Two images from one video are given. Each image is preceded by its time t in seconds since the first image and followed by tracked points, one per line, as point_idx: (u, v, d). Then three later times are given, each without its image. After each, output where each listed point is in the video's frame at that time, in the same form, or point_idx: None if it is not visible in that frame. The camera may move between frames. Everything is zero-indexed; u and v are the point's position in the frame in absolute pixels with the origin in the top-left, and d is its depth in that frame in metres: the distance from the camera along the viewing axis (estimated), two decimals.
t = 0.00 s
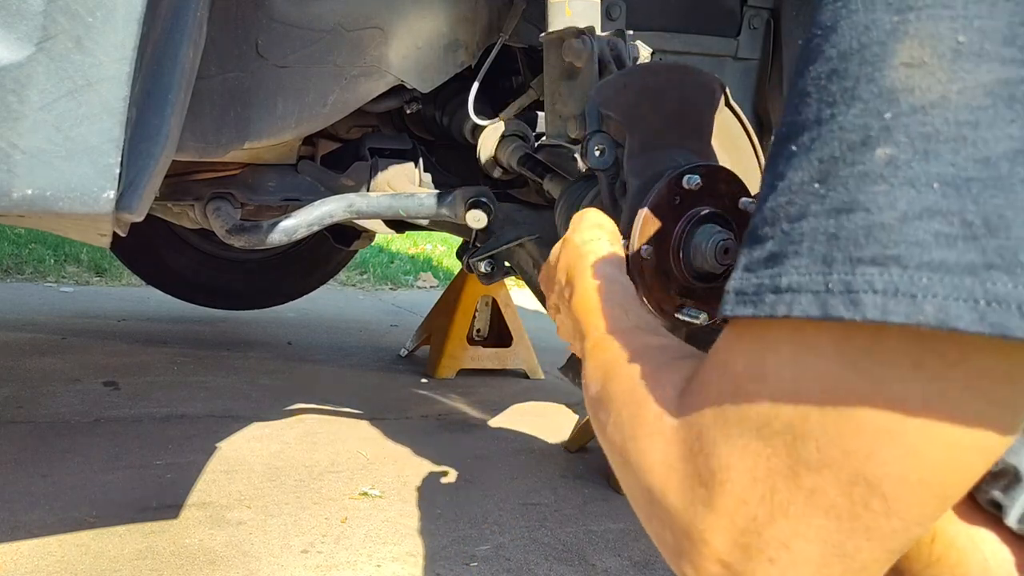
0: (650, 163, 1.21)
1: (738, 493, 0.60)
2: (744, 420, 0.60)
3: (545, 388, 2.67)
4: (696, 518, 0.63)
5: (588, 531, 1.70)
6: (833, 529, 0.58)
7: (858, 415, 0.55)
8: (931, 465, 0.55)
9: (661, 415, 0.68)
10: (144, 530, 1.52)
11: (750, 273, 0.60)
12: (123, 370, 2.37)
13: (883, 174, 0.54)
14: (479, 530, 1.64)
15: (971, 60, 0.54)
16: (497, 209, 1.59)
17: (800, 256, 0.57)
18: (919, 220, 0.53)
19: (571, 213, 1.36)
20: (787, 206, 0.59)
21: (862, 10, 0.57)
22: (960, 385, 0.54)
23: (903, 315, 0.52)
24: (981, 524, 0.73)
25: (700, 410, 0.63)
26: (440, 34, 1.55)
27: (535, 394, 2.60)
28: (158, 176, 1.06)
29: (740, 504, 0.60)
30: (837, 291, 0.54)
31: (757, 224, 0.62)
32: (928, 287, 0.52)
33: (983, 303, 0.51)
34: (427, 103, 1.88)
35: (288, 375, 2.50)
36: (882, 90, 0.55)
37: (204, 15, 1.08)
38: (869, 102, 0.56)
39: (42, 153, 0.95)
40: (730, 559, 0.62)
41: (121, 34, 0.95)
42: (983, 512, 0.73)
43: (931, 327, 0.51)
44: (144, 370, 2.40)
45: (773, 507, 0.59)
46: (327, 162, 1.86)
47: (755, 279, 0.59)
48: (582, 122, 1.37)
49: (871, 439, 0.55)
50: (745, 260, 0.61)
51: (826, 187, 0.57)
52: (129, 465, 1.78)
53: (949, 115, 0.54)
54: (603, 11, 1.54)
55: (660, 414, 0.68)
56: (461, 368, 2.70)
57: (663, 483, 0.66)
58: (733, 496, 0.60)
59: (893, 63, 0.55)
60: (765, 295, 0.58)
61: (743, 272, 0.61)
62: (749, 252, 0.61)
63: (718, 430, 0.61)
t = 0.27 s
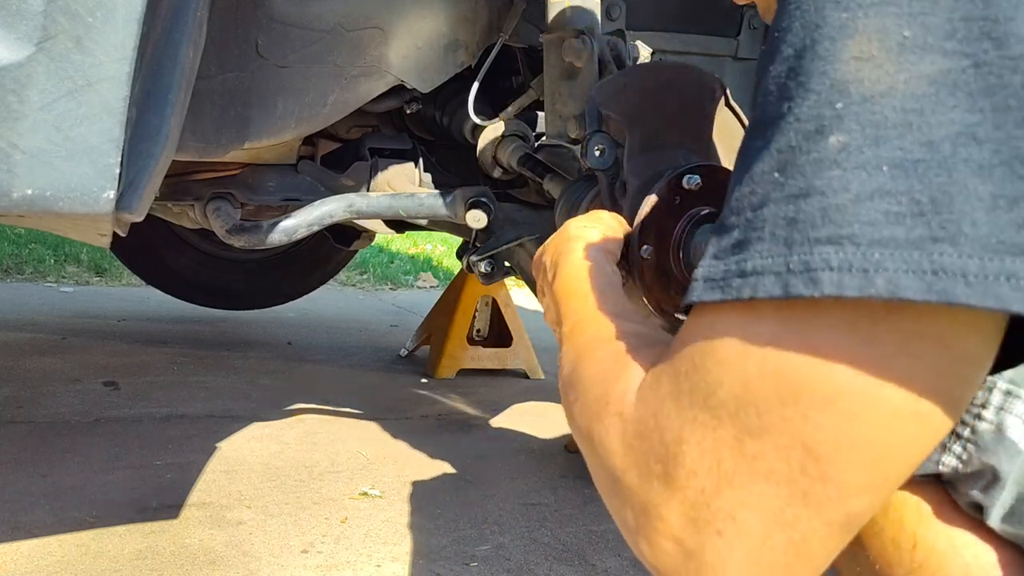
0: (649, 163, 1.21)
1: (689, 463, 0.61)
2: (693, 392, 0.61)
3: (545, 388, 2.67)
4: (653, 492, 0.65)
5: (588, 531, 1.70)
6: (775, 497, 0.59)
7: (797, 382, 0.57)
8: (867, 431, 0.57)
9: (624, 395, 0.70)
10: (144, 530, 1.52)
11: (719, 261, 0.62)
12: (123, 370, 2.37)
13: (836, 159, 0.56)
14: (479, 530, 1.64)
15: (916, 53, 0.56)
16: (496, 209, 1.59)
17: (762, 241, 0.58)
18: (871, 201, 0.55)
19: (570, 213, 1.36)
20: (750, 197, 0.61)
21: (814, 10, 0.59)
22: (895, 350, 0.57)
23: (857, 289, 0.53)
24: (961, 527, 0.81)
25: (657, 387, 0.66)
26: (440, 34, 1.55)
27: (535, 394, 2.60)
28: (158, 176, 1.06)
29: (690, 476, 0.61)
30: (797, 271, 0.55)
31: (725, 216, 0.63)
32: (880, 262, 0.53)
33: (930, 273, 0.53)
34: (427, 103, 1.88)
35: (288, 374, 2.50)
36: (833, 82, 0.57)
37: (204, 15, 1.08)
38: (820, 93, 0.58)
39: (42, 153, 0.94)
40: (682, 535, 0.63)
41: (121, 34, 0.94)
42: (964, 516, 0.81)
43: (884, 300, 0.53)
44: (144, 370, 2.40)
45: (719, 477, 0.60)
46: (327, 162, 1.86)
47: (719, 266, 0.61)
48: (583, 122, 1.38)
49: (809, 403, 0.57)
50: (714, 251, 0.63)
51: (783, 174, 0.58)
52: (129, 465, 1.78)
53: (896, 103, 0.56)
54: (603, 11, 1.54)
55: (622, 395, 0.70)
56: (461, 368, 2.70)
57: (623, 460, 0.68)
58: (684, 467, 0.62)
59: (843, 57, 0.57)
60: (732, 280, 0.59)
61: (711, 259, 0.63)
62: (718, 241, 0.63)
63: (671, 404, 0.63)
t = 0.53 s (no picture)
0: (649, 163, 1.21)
1: (668, 457, 0.64)
2: (667, 386, 0.63)
3: (545, 388, 2.67)
4: (640, 488, 0.67)
5: (588, 531, 1.70)
6: (752, 485, 0.60)
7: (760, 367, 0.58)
8: (835, 413, 0.58)
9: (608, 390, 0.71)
10: (144, 530, 1.52)
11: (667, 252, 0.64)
12: (123, 370, 2.37)
13: (761, 147, 0.59)
14: (479, 530, 1.64)
15: (833, 48, 0.59)
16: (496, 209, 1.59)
17: (698, 226, 0.61)
18: (789, 181, 0.57)
19: (571, 212, 1.35)
20: (694, 191, 0.64)
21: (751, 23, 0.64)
22: (848, 328, 0.58)
23: (775, 260, 0.56)
24: (931, 520, 0.80)
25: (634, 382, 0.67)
26: (440, 34, 1.55)
27: (535, 394, 2.60)
28: (158, 176, 1.06)
29: (672, 470, 0.63)
30: (723, 248, 0.58)
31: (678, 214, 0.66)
32: (796, 236, 0.56)
33: (837, 244, 0.55)
34: (427, 103, 1.88)
35: (288, 375, 2.50)
36: (762, 80, 0.61)
37: (204, 15, 1.08)
38: (752, 91, 0.61)
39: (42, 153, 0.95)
40: (667, 529, 0.65)
41: (121, 34, 0.94)
42: (934, 508, 0.80)
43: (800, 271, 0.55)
44: (144, 370, 2.40)
45: (697, 469, 0.61)
46: (327, 162, 1.86)
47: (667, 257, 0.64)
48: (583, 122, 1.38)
49: (774, 388, 0.58)
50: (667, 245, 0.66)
51: (721, 165, 0.61)
52: (129, 465, 1.78)
53: (813, 94, 0.59)
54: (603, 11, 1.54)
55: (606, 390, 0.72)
56: (461, 368, 2.70)
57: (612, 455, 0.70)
58: (664, 461, 0.64)
59: (769, 58, 0.61)
60: (672, 265, 0.62)
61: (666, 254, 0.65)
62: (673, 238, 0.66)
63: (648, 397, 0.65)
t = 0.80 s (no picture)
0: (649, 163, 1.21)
1: (681, 452, 0.63)
2: (680, 380, 0.63)
3: (545, 388, 2.66)
4: (652, 485, 0.66)
5: (588, 531, 1.70)
6: (769, 479, 0.60)
7: (773, 358, 0.58)
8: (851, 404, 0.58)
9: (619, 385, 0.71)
10: (144, 530, 1.52)
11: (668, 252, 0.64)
12: (123, 370, 2.37)
13: (760, 143, 0.59)
14: (479, 530, 1.64)
15: (827, 48, 0.60)
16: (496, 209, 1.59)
17: (699, 222, 0.61)
18: (786, 175, 0.57)
19: (571, 211, 1.35)
20: (694, 191, 0.64)
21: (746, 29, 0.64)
22: (860, 316, 0.58)
23: (776, 251, 0.55)
24: (932, 510, 0.80)
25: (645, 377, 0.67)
26: (440, 34, 1.55)
27: (535, 394, 2.59)
28: (158, 176, 1.06)
29: (686, 465, 0.63)
30: (724, 242, 0.58)
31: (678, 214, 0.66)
32: (797, 227, 0.56)
33: (836, 233, 0.55)
34: (427, 103, 1.88)
35: (288, 375, 2.50)
36: (759, 81, 0.61)
37: (204, 15, 1.08)
38: (749, 92, 0.61)
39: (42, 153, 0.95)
40: (682, 525, 0.65)
41: (121, 34, 0.94)
42: (937, 498, 0.80)
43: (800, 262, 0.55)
44: (145, 370, 2.40)
45: (711, 464, 0.61)
46: (327, 162, 1.86)
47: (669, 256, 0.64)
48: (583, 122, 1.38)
49: (787, 379, 0.58)
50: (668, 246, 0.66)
51: (720, 162, 0.61)
52: (129, 465, 1.78)
53: (809, 92, 0.59)
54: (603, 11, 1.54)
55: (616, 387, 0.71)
56: (461, 368, 2.70)
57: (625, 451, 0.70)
58: (678, 457, 0.64)
59: (765, 60, 0.61)
60: (675, 261, 0.62)
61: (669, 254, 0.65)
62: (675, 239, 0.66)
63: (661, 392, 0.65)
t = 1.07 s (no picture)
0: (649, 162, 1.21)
1: (721, 453, 0.65)
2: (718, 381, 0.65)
3: (545, 388, 2.67)
4: (687, 487, 0.68)
5: (589, 531, 1.70)
6: (811, 480, 0.62)
7: (819, 361, 0.60)
8: (897, 405, 0.61)
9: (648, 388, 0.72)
10: (145, 530, 1.52)
11: (721, 250, 0.66)
12: (123, 371, 2.37)
13: (824, 144, 0.60)
14: (479, 530, 1.64)
15: (888, 42, 0.60)
16: (496, 209, 1.59)
17: (761, 226, 0.62)
18: (857, 178, 0.59)
19: (571, 211, 1.35)
20: (747, 186, 0.65)
21: (796, 14, 0.64)
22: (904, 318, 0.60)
23: (851, 259, 0.57)
24: (967, 495, 0.81)
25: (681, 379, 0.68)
26: (441, 34, 1.55)
27: (535, 394, 2.59)
28: (158, 176, 1.06)
29: (725, 465, 0.65)
30: (795, 248, 0.59)
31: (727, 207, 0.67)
32: (871, 235, 0.57)
33: (916, 240, 0.57)
34: (427, 103, 1.88)
35: (288, 375, 2.50)
36: (817, 76, 0.61)
37: (205, 15, 1.08)
38: (807, 86, 0.62)
39: (42, 152, 0.95)
40: (719, 528, 0.66)
41: (121, 34, 0.94)
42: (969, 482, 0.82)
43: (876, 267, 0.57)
44: (145, 370, 2.40)
45: (753, 465, 0.63)
46: (327, 162, 1.86)
47: (723, 256, 0.65)
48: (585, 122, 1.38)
49: (832, 381, 0.60)
50: (717, 241, 0.67)
51: (778, 161, 0.62)
52: (129, 465, 1.78)
53: (876, 88, 0.60)
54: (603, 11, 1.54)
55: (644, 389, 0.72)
56: (461, 368, 2.70)
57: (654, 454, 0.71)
58: (717, 458, 0.65)
59: (823, 53, 0.61)
60: (736, 265, 0.64)
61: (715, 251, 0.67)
62: (721, 233, 0.67)
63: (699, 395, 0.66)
